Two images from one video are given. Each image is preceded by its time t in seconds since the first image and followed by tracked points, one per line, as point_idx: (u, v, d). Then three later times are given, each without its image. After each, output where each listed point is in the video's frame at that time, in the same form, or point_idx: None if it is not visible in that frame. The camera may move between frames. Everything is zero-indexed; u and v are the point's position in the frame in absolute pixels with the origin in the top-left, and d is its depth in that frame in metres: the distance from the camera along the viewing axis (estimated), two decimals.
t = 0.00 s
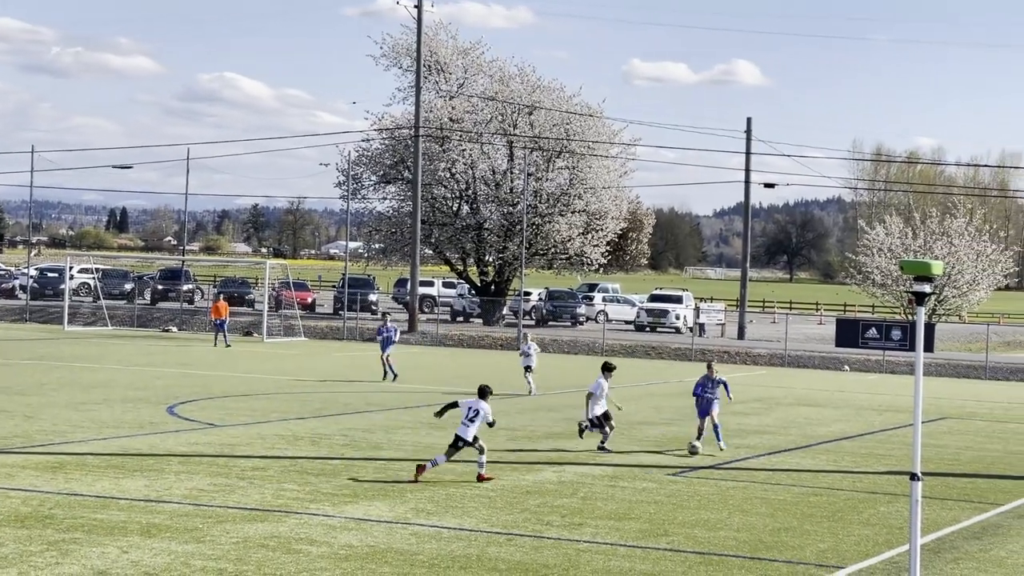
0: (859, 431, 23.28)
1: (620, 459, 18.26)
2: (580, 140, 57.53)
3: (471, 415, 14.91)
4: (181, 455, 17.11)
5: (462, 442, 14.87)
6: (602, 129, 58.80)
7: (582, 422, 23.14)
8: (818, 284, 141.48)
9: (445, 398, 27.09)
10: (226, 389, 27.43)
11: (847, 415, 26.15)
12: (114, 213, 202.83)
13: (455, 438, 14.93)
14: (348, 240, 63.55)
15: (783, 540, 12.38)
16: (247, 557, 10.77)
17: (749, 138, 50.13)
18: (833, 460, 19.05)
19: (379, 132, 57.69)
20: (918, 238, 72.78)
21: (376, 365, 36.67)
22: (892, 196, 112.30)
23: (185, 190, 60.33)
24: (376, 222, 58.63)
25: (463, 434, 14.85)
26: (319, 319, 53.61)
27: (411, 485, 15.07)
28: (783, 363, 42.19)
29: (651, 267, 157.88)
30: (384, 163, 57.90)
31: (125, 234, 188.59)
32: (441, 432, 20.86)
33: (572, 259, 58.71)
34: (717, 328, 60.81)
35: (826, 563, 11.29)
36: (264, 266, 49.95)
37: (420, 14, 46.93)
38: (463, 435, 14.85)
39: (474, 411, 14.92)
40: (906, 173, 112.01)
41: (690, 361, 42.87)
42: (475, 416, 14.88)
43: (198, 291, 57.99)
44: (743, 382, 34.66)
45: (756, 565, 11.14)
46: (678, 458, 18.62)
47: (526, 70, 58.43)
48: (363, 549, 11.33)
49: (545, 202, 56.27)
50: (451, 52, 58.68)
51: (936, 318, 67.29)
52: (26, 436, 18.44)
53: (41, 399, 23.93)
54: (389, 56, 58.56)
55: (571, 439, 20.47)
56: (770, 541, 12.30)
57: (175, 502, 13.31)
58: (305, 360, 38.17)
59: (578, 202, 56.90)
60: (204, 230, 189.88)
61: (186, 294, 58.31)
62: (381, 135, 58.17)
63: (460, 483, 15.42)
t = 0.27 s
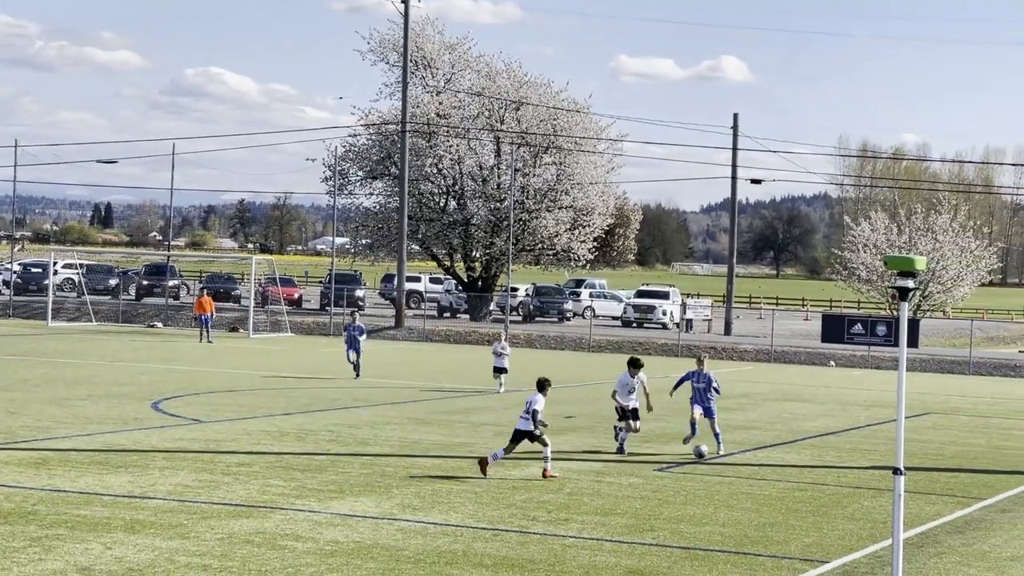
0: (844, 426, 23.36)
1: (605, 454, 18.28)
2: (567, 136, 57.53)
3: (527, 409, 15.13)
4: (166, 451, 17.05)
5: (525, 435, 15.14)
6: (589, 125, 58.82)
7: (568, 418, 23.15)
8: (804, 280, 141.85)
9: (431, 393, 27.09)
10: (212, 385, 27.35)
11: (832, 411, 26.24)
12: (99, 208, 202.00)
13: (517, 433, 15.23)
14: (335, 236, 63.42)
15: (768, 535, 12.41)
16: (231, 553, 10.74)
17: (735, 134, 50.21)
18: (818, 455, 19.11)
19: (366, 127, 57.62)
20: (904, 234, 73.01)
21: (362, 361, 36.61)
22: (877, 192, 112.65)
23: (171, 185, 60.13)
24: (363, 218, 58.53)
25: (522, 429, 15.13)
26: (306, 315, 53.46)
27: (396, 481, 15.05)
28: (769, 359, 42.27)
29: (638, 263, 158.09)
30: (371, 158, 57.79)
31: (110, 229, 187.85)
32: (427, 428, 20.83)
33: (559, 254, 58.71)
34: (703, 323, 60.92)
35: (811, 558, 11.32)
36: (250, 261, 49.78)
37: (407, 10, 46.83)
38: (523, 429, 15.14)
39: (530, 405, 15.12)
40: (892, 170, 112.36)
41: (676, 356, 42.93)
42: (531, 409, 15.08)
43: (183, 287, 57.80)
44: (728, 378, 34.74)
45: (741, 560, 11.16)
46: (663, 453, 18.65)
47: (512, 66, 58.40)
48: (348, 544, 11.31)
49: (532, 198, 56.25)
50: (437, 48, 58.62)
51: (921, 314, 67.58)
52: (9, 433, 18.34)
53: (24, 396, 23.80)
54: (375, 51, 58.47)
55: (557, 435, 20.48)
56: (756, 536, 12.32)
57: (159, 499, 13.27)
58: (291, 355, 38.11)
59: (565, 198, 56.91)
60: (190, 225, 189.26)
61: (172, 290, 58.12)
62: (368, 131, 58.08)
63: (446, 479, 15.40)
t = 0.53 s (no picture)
0: (831, 422, 23.47)
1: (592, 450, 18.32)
2: (553, 131, 57.56)
3: (577, 411, 15.31)
4: (152, 446, 17.01)
5: (579, 437, 15.32)
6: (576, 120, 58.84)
7: (555, 413, 23.18)
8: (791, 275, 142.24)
9: (418, 388, 27.08)
10: (198, 380, 27.28)
11: (819, 406, 26.35)
12: (85, 203, 201.20)
13: (571, 436, 15.41)
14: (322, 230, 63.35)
15: (755, 530, 12.45)
16: (218, 548, 10.73)
17: (722, 129, 50.26)
18: (804, 450, 19.19)
19: (352, 122, 57.52)
20: (890, 229, 73.22)
21: (348, 356, 36.58)
22: (864, 188, 112.97)
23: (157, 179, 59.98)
24: (350, 213, 58.47)
25: (575, 432, 15.29)
26: (293, 310, 53.40)
27: (384, 477, 15.07)
28: (755, 354, 42.37)
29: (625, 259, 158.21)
30: (357, 153, 57.71)
31: (96, 224, 187.11)
32: (414, 423, 20.84)
33: (545, 250, 58.76)
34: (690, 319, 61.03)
35: (798, 553, 11.37)
36: (237, 257, 49.63)
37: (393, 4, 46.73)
38: (575, 433, 15.31)
39: (580, 407, 15.30)
40: (878, 166, 112.63)
41: (663, 352, 43.01)
42: (580, 411, 15.27)
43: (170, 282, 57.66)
44: (715, 373, 34.86)
45: (727, 555, 11.20)
46: (649, 449, 18.71)
47: (499, 61, 58.37)
48: (335, 540, 11.31)
49: (518, 193, 56.26)
50: (424, 42, 58.58)
51: (907, 309, 67.83)
52: None
53: (9, 391, 23.72)
54: (362, 46, 58.39)
55: (544, 430, 20.52)
56: (742, 531, 12.36)
57: (145, 494, 13.27)
58: (277, 350, 38.08)
59: (552, 193, 56.93)
60: (176, 220, 188.64)
61: (158, 285, 57.96)
62: (354, 126, 57.99)
63: (434, 475, 15.43)
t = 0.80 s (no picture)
0: (818, 418, 23.57)
1: (581, 445, 18.38)
2: (541, 126, 57.55)
3: (608, 413, 15.39)
4: (141, 441, 16.99)
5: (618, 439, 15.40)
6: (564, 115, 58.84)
7: (543, 409, 23.23)
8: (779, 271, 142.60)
9: (406, 384, 27.08)
10: (185, 376, 27.23)
11: (807, 402, 26.46)
12: (73, 198, 200.62)
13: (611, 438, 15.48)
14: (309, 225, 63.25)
15: (742, 526, 12.51)
16: (206, 544, 10.74)
17: (710, 124, 50.31)
18: (791, 446, 19.28)
19: (340, 118, 57.41)
20: (878, 225, 73.42)
21: (336, 351, 36.57)
22: (851, 183, 113.28)
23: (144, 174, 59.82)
24: (338, 208, 58.40)
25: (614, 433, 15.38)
26: (280, 306, 53.35)
27: (372, 472, 15.09)
28: (743, 350, 42.48)
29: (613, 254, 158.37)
30: (346, 148, 57.64)
31: (84, 219, 186.60)
32: (403, 419, 20.85)
33: (533, 245, 58.79)
34: (678, 314, 61.18)
35: (785, 549, 11.43)
36: (225, 252, 49.55)
37: None
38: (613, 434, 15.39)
39: (609, 409, 15.39)
40: (866, 162, 112.94)
41: (651, 348, 43.09)
42: (611, 412, 15.35)
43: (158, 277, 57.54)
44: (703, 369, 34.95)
45: (714, 551, 11.25)
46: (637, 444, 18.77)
47: (487, 56, 58.32)
48: (323, 535, 11.33)
49: (507, 189, 56.26)
50: (412, 37, 58.49)
51: (895, 305, 68.05)
52: None
53: None
54: (350, 41, 58.26)
55: (532, 426, 20.56)
56: (730, 527, 12.42)
57: (134, 489, 13.27)
58: (266, 345, 38.03)
59: (540, 188, 56.95)
60: (164, 215, 188.17)
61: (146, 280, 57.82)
62: (342, 121, 57.89)
63: (422, 470, 15.46)
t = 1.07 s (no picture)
0: (808, 414, 23.63)
1: (571, 441, 18.41)
2: (532, 122, 57.56)
3: (620, 400, 15.54)
4: (130, 437, 16.98)
5: (625, 426, 15.49)
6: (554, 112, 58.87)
7: (533, 405, 23.26)
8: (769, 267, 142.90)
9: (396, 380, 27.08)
10: (175, 371, 27.18)
11: (797, 398, 26.53)
12: (62, 193, 200.17)
13: (619, 427, 15.56)
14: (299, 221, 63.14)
15: (732, 522, 12.55)
16: (195, 539, 10.74)
17: (700, 121, 50.37)
18: (781, 442, 19.33)
19: (330, 113, 57.36)
20: (868, 222, 73.60)
21: (326, 347, 36.54)
22: (841, 180, 113.56)
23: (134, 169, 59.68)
24: (328, 204, 58.33)
25: (622, 420, 15.48)
26: (270, 301, 53.28)
27: (362, 468, 15.10)
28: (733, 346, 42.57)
29: (603, 250, 158.52)
30: (336, 144, 57.57)
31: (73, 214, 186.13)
32: (393, 415, 20.85)
33: (523, 241, 58.79)
34: (668, 310, 61.23)
35: (774, 545, 11.47)
36: (215, 247, 49.44)
37: None
38: (621, 422, 15.49)
39: (621, 395, 15.55)
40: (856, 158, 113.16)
41: (641, 344, 43.15)
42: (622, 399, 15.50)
43: (147, 273, 57.43)
44: (694, 365, 35.02)
45: (704, 547, 11.29)
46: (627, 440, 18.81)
47: (478, 52, 58.30)
48: (312, 531, 11.34)
49: (497, 185, 56.27)
50: (402, 33, 58.44)
51: (885, 301, 68.20)
52: None
53: None
54: (340, 36, 58.19)
55: (522, 422, 20.58)
56: (719, 523, 12.46)
57: (123, 484, 13.25)
58: (256, 341, 37.99)
59: (530, 184, 56.96)
60: (154, 211, 187.61)
61: (135, 276, 57.68)
62: (332, 116, 57.81)
63: (412, 466, 15.48)
